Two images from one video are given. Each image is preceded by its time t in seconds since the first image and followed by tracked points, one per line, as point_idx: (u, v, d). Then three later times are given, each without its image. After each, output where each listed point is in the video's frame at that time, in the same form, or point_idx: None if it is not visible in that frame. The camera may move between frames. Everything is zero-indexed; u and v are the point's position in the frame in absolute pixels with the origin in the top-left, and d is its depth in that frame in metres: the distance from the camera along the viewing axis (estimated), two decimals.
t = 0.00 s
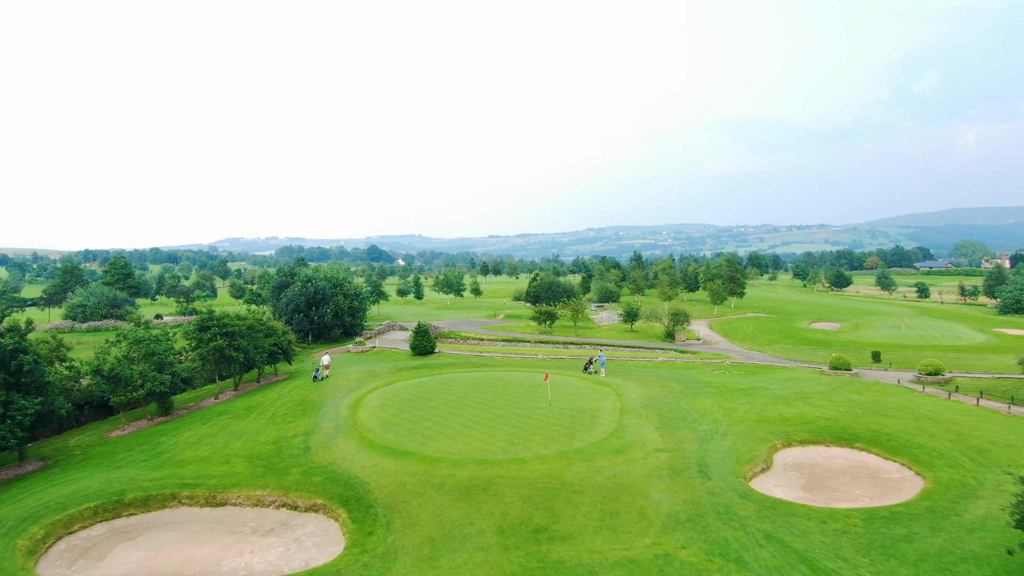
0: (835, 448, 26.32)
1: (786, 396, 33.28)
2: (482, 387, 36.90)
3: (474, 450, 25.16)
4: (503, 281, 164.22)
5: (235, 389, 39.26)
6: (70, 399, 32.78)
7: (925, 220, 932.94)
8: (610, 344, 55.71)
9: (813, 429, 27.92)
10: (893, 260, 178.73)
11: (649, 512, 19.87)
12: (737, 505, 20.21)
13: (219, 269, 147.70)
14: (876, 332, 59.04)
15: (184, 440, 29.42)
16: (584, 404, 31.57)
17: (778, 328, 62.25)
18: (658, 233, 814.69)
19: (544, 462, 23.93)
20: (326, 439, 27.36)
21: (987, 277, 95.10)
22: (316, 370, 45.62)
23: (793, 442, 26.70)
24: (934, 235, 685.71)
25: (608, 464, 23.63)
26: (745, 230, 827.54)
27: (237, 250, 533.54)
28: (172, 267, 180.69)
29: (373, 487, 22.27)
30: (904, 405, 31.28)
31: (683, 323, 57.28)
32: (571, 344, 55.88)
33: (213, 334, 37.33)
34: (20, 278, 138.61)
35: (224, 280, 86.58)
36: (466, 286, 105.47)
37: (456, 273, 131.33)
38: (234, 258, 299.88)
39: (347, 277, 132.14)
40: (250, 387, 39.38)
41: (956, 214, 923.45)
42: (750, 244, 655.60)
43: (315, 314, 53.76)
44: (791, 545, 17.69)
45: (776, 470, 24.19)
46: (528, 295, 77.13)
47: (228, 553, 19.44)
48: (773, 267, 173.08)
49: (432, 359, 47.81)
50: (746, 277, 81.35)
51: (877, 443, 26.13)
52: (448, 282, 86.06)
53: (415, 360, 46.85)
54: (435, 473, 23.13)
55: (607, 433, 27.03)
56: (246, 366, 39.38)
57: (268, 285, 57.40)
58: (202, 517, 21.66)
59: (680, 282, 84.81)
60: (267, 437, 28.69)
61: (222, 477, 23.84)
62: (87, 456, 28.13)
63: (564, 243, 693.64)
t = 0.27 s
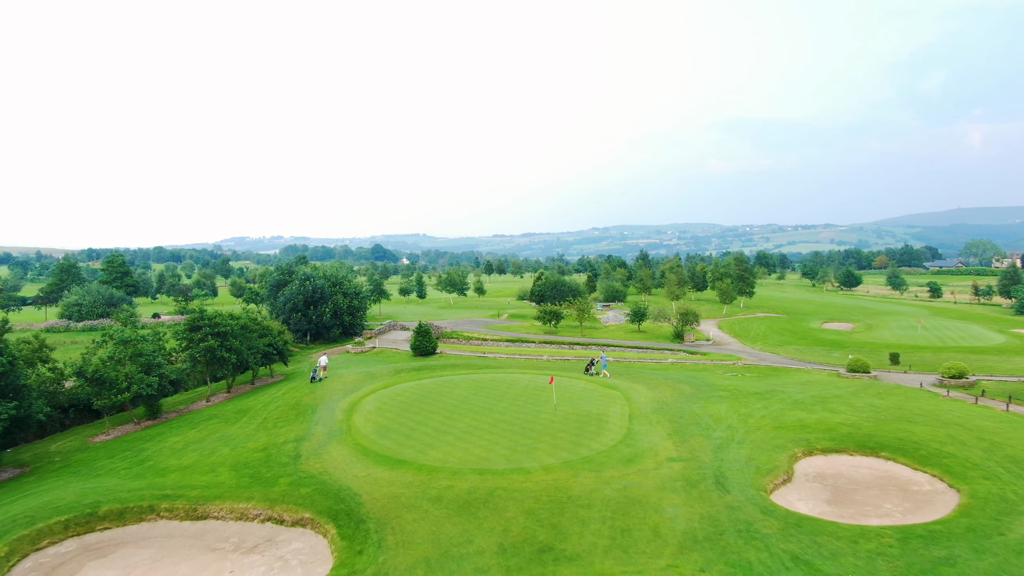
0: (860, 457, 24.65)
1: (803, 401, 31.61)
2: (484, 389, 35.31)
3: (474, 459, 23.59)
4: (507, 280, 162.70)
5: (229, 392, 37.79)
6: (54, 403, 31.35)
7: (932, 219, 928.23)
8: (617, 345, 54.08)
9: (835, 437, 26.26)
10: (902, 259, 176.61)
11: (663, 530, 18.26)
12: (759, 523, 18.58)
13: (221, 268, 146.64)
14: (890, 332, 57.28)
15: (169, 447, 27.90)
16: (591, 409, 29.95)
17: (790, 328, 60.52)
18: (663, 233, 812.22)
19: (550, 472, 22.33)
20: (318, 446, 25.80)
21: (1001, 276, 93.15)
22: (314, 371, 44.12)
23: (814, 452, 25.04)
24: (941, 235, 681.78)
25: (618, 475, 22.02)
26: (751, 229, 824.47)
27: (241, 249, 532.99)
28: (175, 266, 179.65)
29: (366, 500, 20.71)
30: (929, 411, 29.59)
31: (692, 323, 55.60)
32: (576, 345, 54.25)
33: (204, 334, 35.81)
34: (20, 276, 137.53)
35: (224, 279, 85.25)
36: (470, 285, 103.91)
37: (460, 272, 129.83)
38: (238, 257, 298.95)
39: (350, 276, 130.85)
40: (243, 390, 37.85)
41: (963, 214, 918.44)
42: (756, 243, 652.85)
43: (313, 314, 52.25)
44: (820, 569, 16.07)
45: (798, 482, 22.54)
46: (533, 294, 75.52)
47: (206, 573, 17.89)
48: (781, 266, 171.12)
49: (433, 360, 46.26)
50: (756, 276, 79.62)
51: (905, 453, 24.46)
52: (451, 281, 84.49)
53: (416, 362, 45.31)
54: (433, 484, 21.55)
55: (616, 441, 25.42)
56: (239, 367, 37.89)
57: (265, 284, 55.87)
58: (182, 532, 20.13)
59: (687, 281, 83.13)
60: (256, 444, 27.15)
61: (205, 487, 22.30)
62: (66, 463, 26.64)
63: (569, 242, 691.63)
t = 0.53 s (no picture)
0: (888, 468, 22.97)
1: (823, 406, 29.91)
2: (485, 392, 33.73)
3: (474, 470, 21.98)
4: (512, 279, 161.14)
5: (221, 394, 36.30)
6: (35, 405, 29.93)
7: (939, 219, 923.18)
8: (624, 346, 52.41)
9: (860, 445, 24.59)
10: (911, 258, 174.75)
11: (679, 551, 16.62)
12: (784, 543, 16.93)
13: (224, 267, 145.40)
14: (906, 333, 55.50)
15: (152, 453, 26.38)
16: (599, 414, 28.31)
17: (802, 329, 58.79)
18: (668, 232, 809.72)
19: (554, 485, 20.72)
20: (308, 454, 24.23)
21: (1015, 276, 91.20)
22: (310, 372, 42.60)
23: (838, 461, 23.36)
24: (948, 234, 677.78)
25: (628, 488, 20.39)
26: (757, 228, 821.24)
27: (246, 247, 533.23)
28: (177, 264, 178.59)
29: (355, 514, 19.14)
30: (958, 417, 27.89)
31: (701, 323, 53.93)
32: (582, 345, 52.58)
33: (194, 334, 34.30)
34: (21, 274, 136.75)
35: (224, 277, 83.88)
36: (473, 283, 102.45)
37: (463, 271, 128.35)
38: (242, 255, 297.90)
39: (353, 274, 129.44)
40: (236, 391, 36.38)
41: (971, 213, 913.53)
42: (762, 242, 649.76)
43: (311, 313, 50.71)
44: None
45: (823, 495, 20.87)
46: (538, 293, 73.92)
47: None
48: (788, 265, 169.28)
49: (434, 361, 44.68)
50: (766, 275, 77.86)
51: (937, 465, 22.76)
52: (455, 280, 82.99)
53: (416, 363, 43.76)
54: (428, 498, 19.97)
55: (625, 449, 23.79)
56: (232, 368, 36.39)
57: (262, 282, 54.34)
58: (156, 548, 18.60)
59: (695, 280, 81.50)
60: (243, 451, 25.59)
61: (184, 498, 20.76)
62: (42, 470, 25.15)
63: (574, 241, 690.28)
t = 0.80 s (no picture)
0: (918, 480, 21.31)
1: (843, 411, 28.24)
2: (487, 395, 32.14)
3: (472, 481, 20.42)
4: (517, 278, 159.63)
5: (212, 397, 34.84)
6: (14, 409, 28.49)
7: (947, 218, 918.01)
8: (631, 346, 50.75)
9: (887, 454, 22.94)
10: (921, 257, 172.51)
11: None
12: (812, 567, 15.32)
13: (226, 266, 144.15)
14: (923, 333, 53.71)
15: (131, 461, 24.89)
16: (605, 420, 26.70)
17: (814, 329, 57.03)
18: (674, 231, 806.88)
19: (558, 498, 19.13)
20: (296, 462, 22.71)
21: None
22: (306, 373, 41.10)
23: (864, 472, 21.70)
24: (956, 234, 673.52)
25: (638, 503, 18.78)
26: (764, 227, 817.76)
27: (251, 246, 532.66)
28: (180, 262, 177.45)
29: (341, 531, 17.58)
30: (988, 424, 26.21)
31: (711, 323, 52.25)
32: (588, 345, 50.96)
33: (183, 334, 32.82)
34: (22, 271, 135.74)
35: (224, 275, 82.49)
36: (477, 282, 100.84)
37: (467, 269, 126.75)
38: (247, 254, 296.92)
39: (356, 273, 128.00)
40: (227, 394, 34.90)
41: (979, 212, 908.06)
42: (769, 242, 646.72)
43: (309, 312, 49.18)
44: None
45: (850, 510, 19.23)
46: (542, 291, 72.32)
47: None
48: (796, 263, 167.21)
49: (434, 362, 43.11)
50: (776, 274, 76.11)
51: (972, 477, 21.10)
52: (458, 278, 81.43)
53: (415, 364, 42.21)
54: (421, 513, 18.40)
55: (635, 459, 22.19)
56: (223, 369, 34.93)
57: (260, 280, 52.82)
58: (124, 568, 17.08)
59: (704, 279, 79.77)
60: (228, 459, 24.08)
61: (158, 512, 19.24)
62: (15, 479, 23.69)
63: (580, 240, 688.01)
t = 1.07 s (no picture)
0: (952, 494, 19.67)
1: (865, 417, 26.60)
2: (488, 398, 30.55)
3: (469, 495, 18.84)
4: (521, 277, 158.05)
5: (201, 400, 33.42)
6: None
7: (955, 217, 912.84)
8: (639, 347, 49.11)
9: (917, 466, 21.29)
10: (931, 256, 170.28)
11: None
12: None
13: (229, 264, 142.88)
14: (941, 334, 51.92)
15: (109, 469, 23.42)
16: (613, 426, 25.11)
17: (828, 329, 55.30)
18: (680, 230, 803.99)
19: (562, 515, 17.54)
20: (281, 473, 21.19)
21: None
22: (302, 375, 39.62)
23: (893, 486, 20.06)
24: (964, 233, 669.22)
25: (649, 521, 17.17)
26: (771, 226, 814.06)
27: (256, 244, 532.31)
28: (183, 261, 176.40)
29: (325, 553, 16.03)
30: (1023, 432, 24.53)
31: (721, 323, 50.57)
32: (594, 346, 49.35)
33: (169, 334, 31.39)
34: (24, 269, 134.67)
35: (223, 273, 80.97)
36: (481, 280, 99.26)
37: (471, 267, 125.13)
38: (251, 252, 295.70)
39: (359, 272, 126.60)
40: (217, 397, 33.44)
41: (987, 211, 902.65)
42: (775, 240, 643.55)
43: (307, 311, 47.68)
44: None
45: (881, 529, 17.58)
46: (547, 290, 70.73)
47: None
48: (805, 262, 165.23)
49: (435, 363, 41.57)
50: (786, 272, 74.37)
51: (1011, 492, 19.44)
52: (461, 276, 79.88)
53: (415, 365, 40.67)
54: (413, 531, 16.84)
55: (645, 471, 20.59)
56: (213, 371, 33.51)
57: (255, 278, 51.31)
58: None
59: (712, 277, 78.06)
60: (209, 468, 22.58)
61: (128, 529, 17.73)
62: None
63: (585, 239, 685.78)
